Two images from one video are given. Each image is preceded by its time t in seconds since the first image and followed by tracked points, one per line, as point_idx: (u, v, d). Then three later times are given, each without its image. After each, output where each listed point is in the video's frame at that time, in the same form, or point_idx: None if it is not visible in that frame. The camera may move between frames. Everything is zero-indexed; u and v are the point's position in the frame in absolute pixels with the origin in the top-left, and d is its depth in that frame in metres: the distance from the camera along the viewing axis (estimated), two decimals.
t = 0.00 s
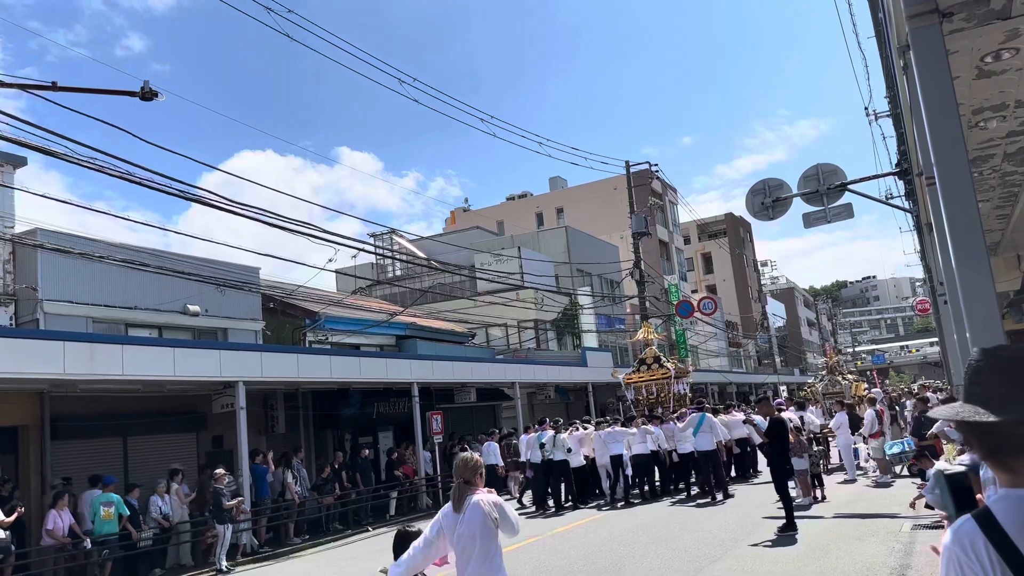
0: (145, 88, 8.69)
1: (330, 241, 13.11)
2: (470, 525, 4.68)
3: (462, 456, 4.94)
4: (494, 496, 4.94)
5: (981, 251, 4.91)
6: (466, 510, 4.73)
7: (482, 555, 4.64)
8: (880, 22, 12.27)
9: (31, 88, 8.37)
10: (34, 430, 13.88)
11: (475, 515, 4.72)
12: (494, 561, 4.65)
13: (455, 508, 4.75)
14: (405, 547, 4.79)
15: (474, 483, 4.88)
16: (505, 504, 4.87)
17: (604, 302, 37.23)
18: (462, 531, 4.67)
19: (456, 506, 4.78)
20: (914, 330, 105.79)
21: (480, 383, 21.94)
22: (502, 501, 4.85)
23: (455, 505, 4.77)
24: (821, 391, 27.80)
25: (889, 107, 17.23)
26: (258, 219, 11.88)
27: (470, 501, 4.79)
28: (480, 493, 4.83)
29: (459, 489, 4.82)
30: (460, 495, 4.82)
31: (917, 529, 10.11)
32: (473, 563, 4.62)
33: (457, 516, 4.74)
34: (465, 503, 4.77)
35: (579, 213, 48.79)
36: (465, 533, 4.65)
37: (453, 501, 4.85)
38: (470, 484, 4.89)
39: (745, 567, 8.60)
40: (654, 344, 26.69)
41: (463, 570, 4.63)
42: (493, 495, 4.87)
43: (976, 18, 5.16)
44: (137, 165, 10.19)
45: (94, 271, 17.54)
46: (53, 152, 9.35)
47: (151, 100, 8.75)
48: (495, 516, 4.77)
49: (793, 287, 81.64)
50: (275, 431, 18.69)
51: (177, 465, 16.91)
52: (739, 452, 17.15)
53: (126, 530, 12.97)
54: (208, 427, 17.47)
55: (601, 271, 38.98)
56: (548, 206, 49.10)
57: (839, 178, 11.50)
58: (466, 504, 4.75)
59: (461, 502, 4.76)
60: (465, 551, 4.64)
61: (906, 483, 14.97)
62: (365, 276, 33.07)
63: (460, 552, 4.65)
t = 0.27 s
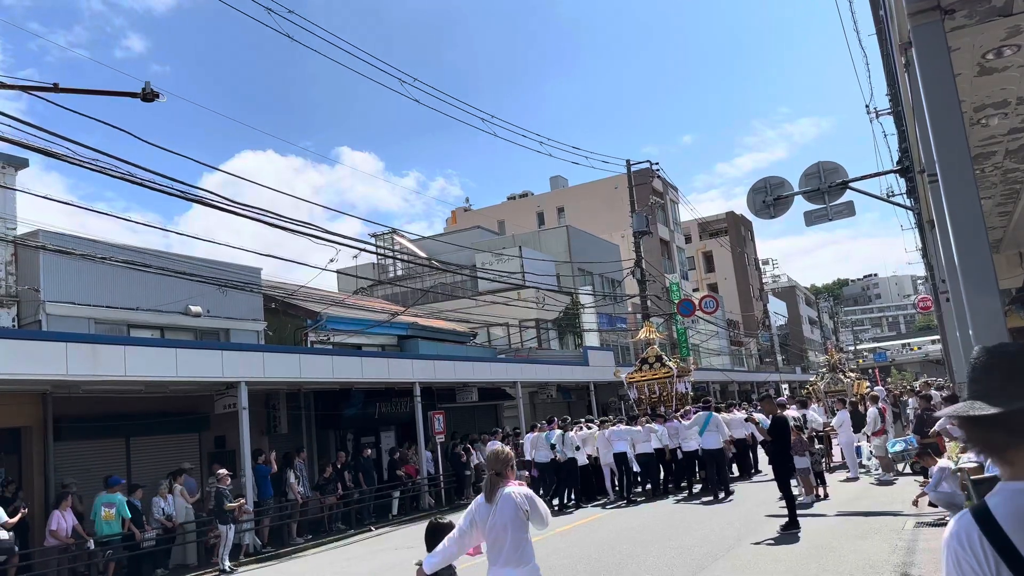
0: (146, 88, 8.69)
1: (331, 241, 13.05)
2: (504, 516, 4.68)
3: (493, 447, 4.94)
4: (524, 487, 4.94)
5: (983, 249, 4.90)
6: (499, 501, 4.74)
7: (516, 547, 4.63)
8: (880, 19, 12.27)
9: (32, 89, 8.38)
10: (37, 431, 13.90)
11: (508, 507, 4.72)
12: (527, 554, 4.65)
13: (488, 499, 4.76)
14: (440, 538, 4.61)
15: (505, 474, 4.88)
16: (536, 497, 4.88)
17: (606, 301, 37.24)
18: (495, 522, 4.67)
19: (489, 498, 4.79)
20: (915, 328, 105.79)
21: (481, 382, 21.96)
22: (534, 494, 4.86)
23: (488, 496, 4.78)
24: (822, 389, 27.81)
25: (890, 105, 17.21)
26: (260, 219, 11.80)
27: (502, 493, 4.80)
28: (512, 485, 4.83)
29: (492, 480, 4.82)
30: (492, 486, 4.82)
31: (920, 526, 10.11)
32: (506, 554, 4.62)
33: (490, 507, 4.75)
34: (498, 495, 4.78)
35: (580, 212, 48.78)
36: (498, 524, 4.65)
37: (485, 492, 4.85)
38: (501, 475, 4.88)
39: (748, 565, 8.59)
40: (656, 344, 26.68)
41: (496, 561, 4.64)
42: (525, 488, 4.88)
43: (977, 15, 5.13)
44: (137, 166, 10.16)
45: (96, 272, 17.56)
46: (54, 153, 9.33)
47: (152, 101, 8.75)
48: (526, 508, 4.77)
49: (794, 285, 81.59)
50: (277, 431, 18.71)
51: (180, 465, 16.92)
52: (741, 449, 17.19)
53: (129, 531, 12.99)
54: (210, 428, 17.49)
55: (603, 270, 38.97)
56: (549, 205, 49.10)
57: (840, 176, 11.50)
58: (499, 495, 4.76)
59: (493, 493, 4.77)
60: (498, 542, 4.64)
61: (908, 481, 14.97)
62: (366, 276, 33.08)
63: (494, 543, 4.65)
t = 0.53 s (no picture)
0: (148, 88, 8.70)
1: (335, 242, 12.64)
2: (544, 511, 4.81)
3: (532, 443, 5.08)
4: (561, 482, 5.06)
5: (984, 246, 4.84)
6: (539, 497, 4.87)
7: (553, 542, 4.75)
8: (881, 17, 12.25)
9: (33, 89, 8.38)
10: (39, 430, 13.92)
11: (548, 502, 4.85)
12: (564, 550, 4.76)
13: (528, 495, 4.89)
14: (463, 533, 4.76)
15: (544, 470, 5.00)
16: (573, 493, 4.98)
17: (607, 299, 37.22)
18: (535, 517, 4.80)
19: (529, 492, 4.92)
20: (918, 326, 105.59)
21: (483, 381, 21.99)
22: (572, 491, 4.97)
23: (528, 492, 4.91)
24: (824, 387, 27.81)
25: (892, 102, 17.19)
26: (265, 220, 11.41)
27: (542, 489, 4.92)
28: (551, 481, 4.96)
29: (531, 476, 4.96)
30: (531, 481, 4.96)
31: (923, 524, 10.10)
32: (545, 549, 4.73)
33: (530, 501, 4.88)
34: (538, 490, 4.91)
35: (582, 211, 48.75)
36: (538, 519, 4.78)
37: (526, 487, 4.99)
38: (539, 470, 4.99)
39: (750, 563, 8.58)
40: (658, 342, 26.67)
41: (534, 555, 4.76)
42: (563, 484, 5.00)
43: (977, 13, 5.10)
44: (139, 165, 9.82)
45: (98, 272, 17.58)
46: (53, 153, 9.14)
47: (154, 100, 8.76)
48: (565, 505, 4.89)
49: (797, 283, 81.50)
50: (280, 431, 18.72)
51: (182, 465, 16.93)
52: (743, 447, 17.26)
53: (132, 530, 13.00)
54: (213, 427, 17.51)
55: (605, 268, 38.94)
56: (551, 204, 49.11)
57: (842, 174, 11.51)
58: (539, 491, 4.89)
59: (534, 489, 4.90)
60: (537, 537, 4.76)
61: (911, 479, 14.95)
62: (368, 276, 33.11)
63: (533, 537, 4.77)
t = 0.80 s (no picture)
0: (149, 88, 8.70)
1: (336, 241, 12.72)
2: (571, 503, 5.13)
3: (558, 436, 5.36)
4: (584, 476, 5.40)
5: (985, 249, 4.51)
6: (568, 489, 5.20)
7: (579, 534, 5.08)
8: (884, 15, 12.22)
9: (35, 89, 8.39)
10: (42, 429, 13.95)
11: (575, 495, 5.17)
12: (588, 542, 5.09)
13: (557, 486, 5.21)
14: (480, 527, 4.89)
15: (569, 464, 5.31)
16: (598, 487, 5.35)
17: (609, 298, 37.24)
18: (563, 508, 5.12)
19: (556, 484, 5.24)
20: (920, 325, 105.59)
21: (484, 380, 22.00)
22: (597, 485, 5.31)
23: (557, 483, 5.22)
24: (826, 386, 27.81)
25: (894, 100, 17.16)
26: (267, 219, 11.56)
27: (569, 481, 5.25)
28: (578, 475, 5.29)
29: (560, 468, 5.26)
30: (558, 474, 5.26)
31: (925, 522, 10.08)
32: (571, 539, 5.06)
33: (557, 493, 5.19)
34: (565, 483, 5.22)
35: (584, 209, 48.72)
36: (566, 510, 5.10)
37: (553, 479, 5.30)
38: (566, 463, 5.32)
39: (751, 562, 8.58)
40: (660, 341, 26.66)
41: (560, 545, 5.08)
42: (589, 478, 5.34)
43: (979, 10, 4.77)
44: (142, 165, 9.98)
45: (100, 271, 17.62)
46: (58, 153, 9.22)
47: (155, 100, 8.77)
48: (592, 498, 5.24)
49: (799, 282, 81.48)
50: (282, 429, 18.75)
51: (184, 464, 16.96)
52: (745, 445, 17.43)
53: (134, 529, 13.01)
54: (215, 426, 17.53)
55: (606, 267, 38.91)
56: (553, 202, 49.10)
57: (844, 172, 11.50)
58: (568, 483, 5.22)
59: (563, 481, 5.22)
60: (564, 528, 5.08)
61: (913, 478, 14.95)
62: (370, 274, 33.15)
63: (560, 528, 5.09)
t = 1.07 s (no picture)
0: (151, 87, 8.71)
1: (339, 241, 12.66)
2: (597, 502, 5.42)
3: (581, 434, 5.53)
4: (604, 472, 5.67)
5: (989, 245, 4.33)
6: (594, 487, 5.46)
7: (604, 531, 5.39)
8: (886, 14, 12.19)
9: (37, 88, 8.40)
10: (44, 428, 13.97)
11: (601, 493, 5.45)
12: (612, 538, 5.41)
13: (585, 483, 5.45)
14: (501, 523, 4.99)
15: (593, 462, 5.56)
16: (619, 483, 5.64)
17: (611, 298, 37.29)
18: (590, 506, 5.40)
19: (583, 482, 5.48)
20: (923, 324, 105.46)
21: (486, 379, 22.00)
22: (620, 482, 5.61)
23: (585, 481, 5.46)
24: (828, 385, 27.79)
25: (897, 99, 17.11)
26: (268, 219, 11.55)
27: (595, 478, 5.50)
28: (602, 472, 5.55)
29: (586, 467, 5.50)
30: (584, 471, 5.49)
31: (927, 522, 10.06)
32: (597, 536, 5.37)
33: (584, 491, 5.45)
34: (592, 481, 5.48)
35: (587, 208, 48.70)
36: (593, 507, 5.40)
37: (579, 476, 5.53)
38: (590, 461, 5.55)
39: (753, 561, 8.57)
40: (662, 340, 26.64)
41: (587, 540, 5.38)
42: (611, 475, 5.61)
43: (982, 9, 4.71)
44: (145, 164, 9.94)
45: (103, 270, 17.65)
46: (60, 151, 9.23)
47: (157, 99, 8.77)
48: (616, 495, 5.52)
49: (801, 281, 81.40)
50: (284, 429, 18.76)
51: (186, 463, 16.96)
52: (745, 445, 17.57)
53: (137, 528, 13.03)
54: (217, 425, 17.55)
55: (608, 266, 38.87)
56: (555, 202, 49.07)
57: (846, 172, 11.48)
58: (595, 481, 5.47)
59: (591, 479, 5.46)
60: (591, 525, 5.38)
61: (916, 477, 14.93)
62: (372, 274, 33.16)
63: (587, 525, 5.39)
